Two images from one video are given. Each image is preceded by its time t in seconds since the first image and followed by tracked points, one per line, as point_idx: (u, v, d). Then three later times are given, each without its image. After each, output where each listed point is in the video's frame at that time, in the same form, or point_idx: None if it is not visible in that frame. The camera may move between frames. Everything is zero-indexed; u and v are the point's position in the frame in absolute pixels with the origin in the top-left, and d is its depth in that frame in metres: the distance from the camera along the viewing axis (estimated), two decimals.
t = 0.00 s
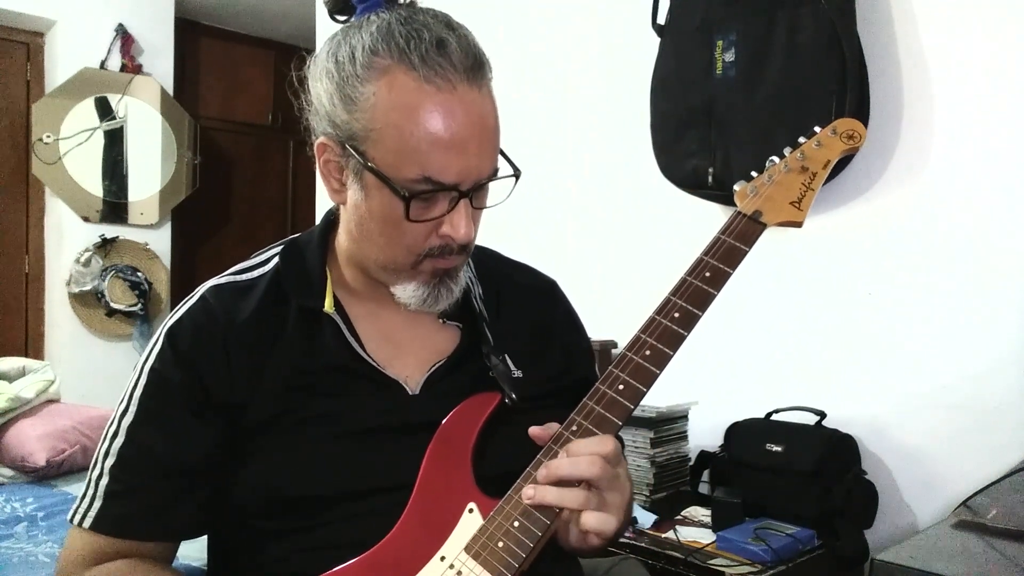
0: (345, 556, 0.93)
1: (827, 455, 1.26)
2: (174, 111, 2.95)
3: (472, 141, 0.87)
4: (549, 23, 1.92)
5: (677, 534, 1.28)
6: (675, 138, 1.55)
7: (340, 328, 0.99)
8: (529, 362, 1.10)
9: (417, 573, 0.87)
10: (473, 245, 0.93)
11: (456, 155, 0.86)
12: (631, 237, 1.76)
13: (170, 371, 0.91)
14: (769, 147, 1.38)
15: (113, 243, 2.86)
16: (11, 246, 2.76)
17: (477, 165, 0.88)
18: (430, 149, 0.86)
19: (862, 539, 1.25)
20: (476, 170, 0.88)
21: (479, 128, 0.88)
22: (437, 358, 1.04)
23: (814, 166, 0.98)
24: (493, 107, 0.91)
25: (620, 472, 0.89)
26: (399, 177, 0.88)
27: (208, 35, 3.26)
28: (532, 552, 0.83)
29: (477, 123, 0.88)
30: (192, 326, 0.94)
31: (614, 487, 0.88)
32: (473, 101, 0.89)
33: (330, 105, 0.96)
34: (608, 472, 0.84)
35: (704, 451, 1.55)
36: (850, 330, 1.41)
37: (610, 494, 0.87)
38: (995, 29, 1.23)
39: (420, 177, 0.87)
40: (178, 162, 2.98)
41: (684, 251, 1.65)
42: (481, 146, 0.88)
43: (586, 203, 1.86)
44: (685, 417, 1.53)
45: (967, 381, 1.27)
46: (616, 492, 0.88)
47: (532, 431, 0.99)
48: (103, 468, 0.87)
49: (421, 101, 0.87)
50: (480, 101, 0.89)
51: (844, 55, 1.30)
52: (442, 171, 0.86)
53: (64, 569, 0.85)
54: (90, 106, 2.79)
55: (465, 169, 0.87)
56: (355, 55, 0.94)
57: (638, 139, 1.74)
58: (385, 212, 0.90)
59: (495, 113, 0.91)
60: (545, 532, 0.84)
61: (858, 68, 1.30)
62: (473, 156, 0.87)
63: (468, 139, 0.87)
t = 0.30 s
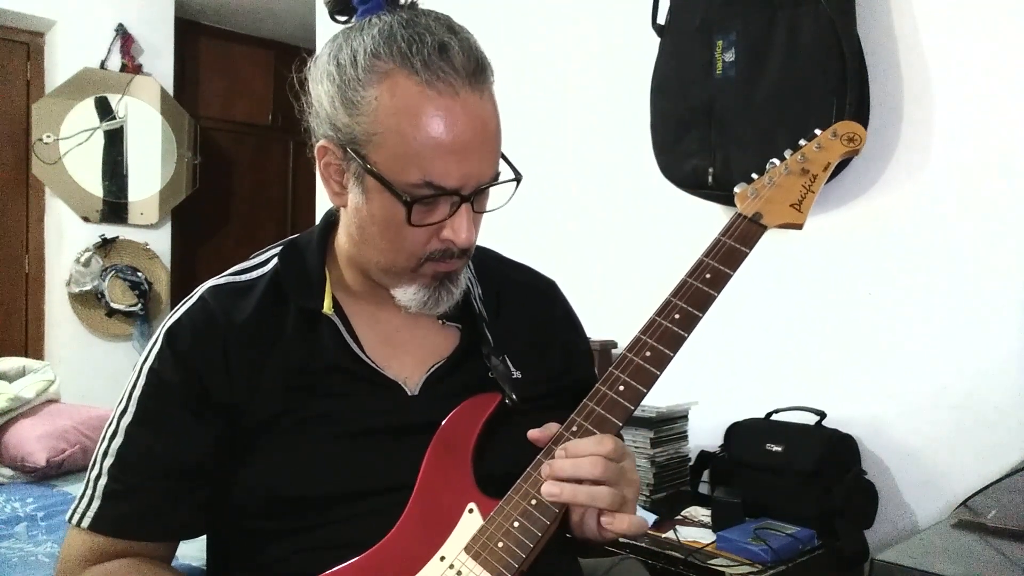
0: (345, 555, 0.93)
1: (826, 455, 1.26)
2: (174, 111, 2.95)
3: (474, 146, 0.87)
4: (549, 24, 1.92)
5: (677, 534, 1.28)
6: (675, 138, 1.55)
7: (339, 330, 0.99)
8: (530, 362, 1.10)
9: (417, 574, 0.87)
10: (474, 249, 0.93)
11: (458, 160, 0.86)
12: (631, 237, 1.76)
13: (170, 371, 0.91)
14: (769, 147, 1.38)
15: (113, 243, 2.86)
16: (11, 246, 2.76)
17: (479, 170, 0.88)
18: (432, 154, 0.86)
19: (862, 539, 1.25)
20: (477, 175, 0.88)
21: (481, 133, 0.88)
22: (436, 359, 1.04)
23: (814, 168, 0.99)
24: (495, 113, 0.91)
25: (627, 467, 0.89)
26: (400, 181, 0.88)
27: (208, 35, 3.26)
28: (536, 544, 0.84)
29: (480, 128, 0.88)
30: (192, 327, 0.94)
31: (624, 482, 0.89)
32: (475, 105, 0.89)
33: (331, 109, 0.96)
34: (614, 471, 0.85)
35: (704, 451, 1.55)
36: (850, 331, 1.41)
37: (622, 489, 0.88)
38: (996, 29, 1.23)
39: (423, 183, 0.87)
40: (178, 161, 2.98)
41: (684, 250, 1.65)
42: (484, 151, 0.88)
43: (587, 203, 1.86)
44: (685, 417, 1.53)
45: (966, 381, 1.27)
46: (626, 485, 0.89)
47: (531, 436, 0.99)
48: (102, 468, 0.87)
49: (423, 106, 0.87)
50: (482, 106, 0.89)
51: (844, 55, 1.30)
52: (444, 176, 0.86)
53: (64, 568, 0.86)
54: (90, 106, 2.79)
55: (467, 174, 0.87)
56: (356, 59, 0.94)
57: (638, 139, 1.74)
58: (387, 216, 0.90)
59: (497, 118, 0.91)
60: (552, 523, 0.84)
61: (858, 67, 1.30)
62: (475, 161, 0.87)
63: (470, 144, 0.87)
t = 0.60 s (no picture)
0: (345, 555, 0.93)
1: (826, 455, 1.26)
2: (174, 111, 2.95)
3: (477, 143, 0.87)
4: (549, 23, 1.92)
5: (677, 534, 1.28)
6: (675, 138, 1.55)
7: (339, 330, 0.99)
8: (530, 362, 1.10)
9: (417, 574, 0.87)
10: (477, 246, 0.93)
11: (462, 157, 0.86)
12: (631, 237, 1.76)
13: (169, 370, 0.91)
14: (769, 147, 1.38)
15: (113, 242, 2.86)
16: (11, 246, 2.76)
17: (482, 167, 0.88)
18: (436, 150, 0.86)
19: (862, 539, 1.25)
20: (480, 172, 0.88)
21: (484, 130, 0.88)
22: (437, 358, 1.04)
23: (813, 171, 0.99)
24: (498, 110, 0.91)
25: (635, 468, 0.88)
26: (404, 178, 0.88)
27: (208, 35, 3.26)
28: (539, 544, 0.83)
29: (483, 124, 0.88)
30: (191, 327, 0.94)
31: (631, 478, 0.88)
32: (478, 102, 0.89)
33: (334, 105, 0.96)
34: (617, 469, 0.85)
35: (704, 451, 1.55)
36: (850, 330, 1.41)
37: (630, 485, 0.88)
38: (997, 28, 1.23)
39: (426, 179, 0.87)
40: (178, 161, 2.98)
41: (684, 250, 1.65)
42: (487, 148, 0.88)
43: (587, 203, 1.86)
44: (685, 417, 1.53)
45: (967, 381, 1.27)
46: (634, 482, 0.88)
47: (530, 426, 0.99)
48: (101, 469, 0.87)
49: (427, 103, 0.87)
50: (486, 103, 0.89)
51: (844, 55, 1.30)
52: (447, 173, 0.86)
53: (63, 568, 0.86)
54: (90, 106, 2.79)
55: (470, 171, 0.87)
56: (360, 55, 0.94)
57: (639, 138, 1.74)
58: (389, 213, 0.90)
59: (500, 115, 0.91)
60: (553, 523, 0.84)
61: (858, 67, 1.30)
62: (479, 158, 0.87)
63: (474, 141, 0.87)
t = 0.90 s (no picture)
0: (345, 555, 0.94)
1: (826, 456, 1.26)
2: (174, 111, 2.95)
3: (489, 127, 0.88)
4: (549, 23, 1.92)
5: (677, 534, 1.28)
6: (675, 138, 1.55)
7: (339, 329, 0.99)
8: (532, 361, 1.10)
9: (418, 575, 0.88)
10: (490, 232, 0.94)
11: (475, 141, 0.87)
12: (631, 236, 1.76)
13: (168, 370, 0.91)
14: (769, 147, 1.39)
15: (113, 243, 2.86)
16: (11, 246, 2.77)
17: (495, 151, 0.89)
18: (450, 136, 0.86)
19: (862, 540, 1.25)
20: (493, 156, 0.89)
21: (495, 114, 0.88)
22: (438, 358, 1.04)
23: (818, 170, 0.98)
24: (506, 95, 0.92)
25: (652, 452, 0.88)
26: (418, 166, 0.89)
27: (208, 35, 3.26)
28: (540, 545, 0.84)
29: (494, 109, 0.88)
30: (191, 326, 0.94)
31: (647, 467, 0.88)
32: (487, 87, 0.89)
33: (339, 100, 0.95)
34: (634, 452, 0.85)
35: (705, 450, 1.55)
36: (850, 330, 1.41)
37: (644, 474, 0.88)
38: (996, 28, 1.23)
39: (441, 166, 0.88)
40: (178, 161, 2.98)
41: (685, 250, 1.65)
42: (499, 132, 0.89)
43: (587, 203, 1.86)
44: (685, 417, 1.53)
45: (968, 381, 1.27)
46: (649, 472, 0.88)
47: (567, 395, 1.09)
48: (100, 468, 0.87)
49: (437, 89, 0.87)
50: (493, 88, 0.90)
51: (844, 55, 1.30)
52: (462, 158, 0.87)
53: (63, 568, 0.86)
54: (90, 106, 2.80)
55: (483, 156, 0.88)
56: (363, 48, 0.94)
57: (639, 138, 1.74)
58: (403, 202, 0.90)
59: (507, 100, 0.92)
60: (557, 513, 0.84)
61: (858, 68, 1.30)
62: (491, 141, 0.88)
63: (486, 125, 0.87)
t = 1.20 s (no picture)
0: (346, 554, 0.94)
1: (826, 455, 1.26)
2: (174, 111, 2.95)
3: (484, 167, 0.85)
4: (549, 23, 1.92)
5: (677, 534, 1.28)
6: (675, 137, 1.55)
7: (352, 329, 0.99)
8: (544, 365, 1.10)
9: None
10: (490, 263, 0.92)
11: (467, 185, 0.84)
12: (631, 236, 1.76)
13: (174, 365, 0.91)
14: (769, 147, 1.39)
15: (113, 243, 2.87)
16: (10, 247, 2.75)
17: (492, 191, 0.86)
18: (439, 180, 0.84)
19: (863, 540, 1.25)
20: (490, 195, 0.86)
21: (492, 152, 0.85)
22: (450, 360, 1.03)
23: (846, 178, 0.93)
24: (507, 125, 0.88)
25: (674, 448, 0.86)
26: (410, 206, 0.87)
27: (208, 35, 3.26)
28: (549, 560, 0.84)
29: (490, 147, 0.85)
30: (200, 322, 0.94)
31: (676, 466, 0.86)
32: (483, 124, 0.85)
33: (339, 123, 0.94)
34: (658, 455, 0.84)
35: (705, 450, 1.55)
36: (853, 330, 1.40)
37: (675, 472, 0.85)
38: (996, 27, 1.23)
39: (432, 208, 0.86)
40: (178, 161, 2.98)
41: (686, 251, 1.65)
42: (496, 171, 0.86)
43: (587, 203, 1.86)
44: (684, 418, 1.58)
45: (969, 381, 1.27)
46: (680, 470, 0.85)
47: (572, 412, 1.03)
48: (103, 461, 0.87)
49: (429, 130, 0.84)
50: (491, 123, 0.86)
51: (844, 55, 1.31)
52: (452, 202, 0.85)
53: (65, 565, 0.86)
54: (90, 106, 2.80)
55: (478, 197, 0.85)
56: (360, 73, 0.91)
57: (638, 138, 1.74)
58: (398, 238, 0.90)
59: (509, 131, 0.88)
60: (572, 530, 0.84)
61: (857, 68, 1.30)
62: (487, 181, 0.85)
63: (479, 167, 0.84)
